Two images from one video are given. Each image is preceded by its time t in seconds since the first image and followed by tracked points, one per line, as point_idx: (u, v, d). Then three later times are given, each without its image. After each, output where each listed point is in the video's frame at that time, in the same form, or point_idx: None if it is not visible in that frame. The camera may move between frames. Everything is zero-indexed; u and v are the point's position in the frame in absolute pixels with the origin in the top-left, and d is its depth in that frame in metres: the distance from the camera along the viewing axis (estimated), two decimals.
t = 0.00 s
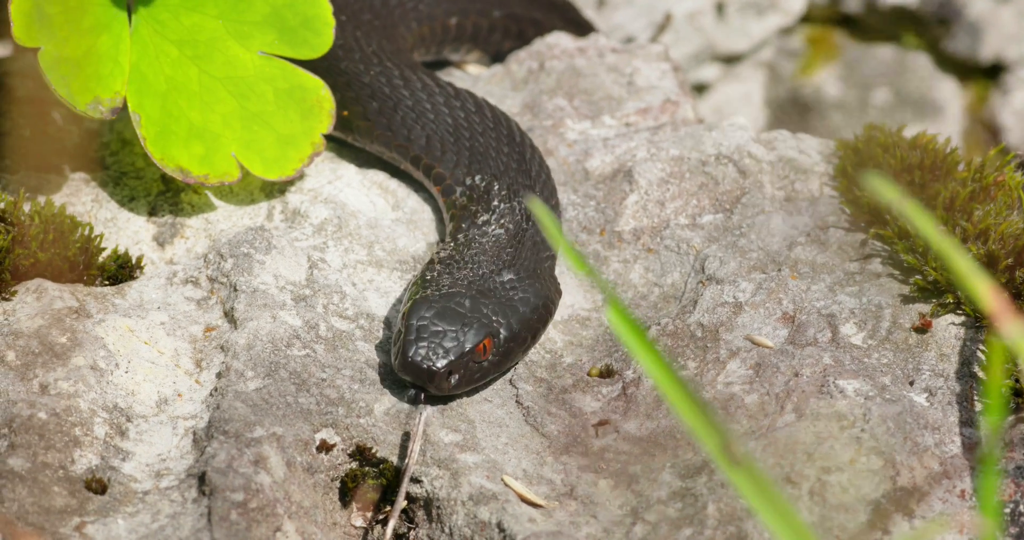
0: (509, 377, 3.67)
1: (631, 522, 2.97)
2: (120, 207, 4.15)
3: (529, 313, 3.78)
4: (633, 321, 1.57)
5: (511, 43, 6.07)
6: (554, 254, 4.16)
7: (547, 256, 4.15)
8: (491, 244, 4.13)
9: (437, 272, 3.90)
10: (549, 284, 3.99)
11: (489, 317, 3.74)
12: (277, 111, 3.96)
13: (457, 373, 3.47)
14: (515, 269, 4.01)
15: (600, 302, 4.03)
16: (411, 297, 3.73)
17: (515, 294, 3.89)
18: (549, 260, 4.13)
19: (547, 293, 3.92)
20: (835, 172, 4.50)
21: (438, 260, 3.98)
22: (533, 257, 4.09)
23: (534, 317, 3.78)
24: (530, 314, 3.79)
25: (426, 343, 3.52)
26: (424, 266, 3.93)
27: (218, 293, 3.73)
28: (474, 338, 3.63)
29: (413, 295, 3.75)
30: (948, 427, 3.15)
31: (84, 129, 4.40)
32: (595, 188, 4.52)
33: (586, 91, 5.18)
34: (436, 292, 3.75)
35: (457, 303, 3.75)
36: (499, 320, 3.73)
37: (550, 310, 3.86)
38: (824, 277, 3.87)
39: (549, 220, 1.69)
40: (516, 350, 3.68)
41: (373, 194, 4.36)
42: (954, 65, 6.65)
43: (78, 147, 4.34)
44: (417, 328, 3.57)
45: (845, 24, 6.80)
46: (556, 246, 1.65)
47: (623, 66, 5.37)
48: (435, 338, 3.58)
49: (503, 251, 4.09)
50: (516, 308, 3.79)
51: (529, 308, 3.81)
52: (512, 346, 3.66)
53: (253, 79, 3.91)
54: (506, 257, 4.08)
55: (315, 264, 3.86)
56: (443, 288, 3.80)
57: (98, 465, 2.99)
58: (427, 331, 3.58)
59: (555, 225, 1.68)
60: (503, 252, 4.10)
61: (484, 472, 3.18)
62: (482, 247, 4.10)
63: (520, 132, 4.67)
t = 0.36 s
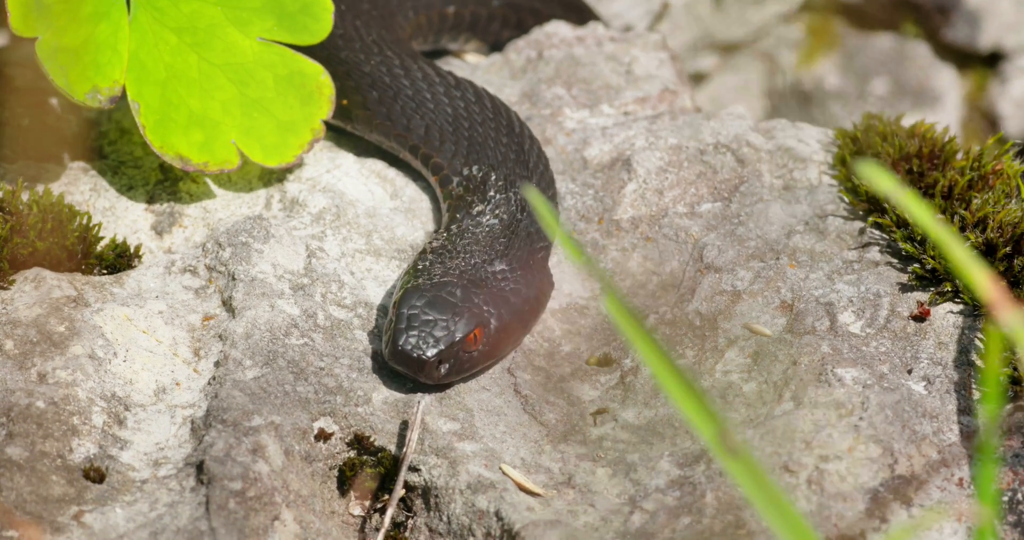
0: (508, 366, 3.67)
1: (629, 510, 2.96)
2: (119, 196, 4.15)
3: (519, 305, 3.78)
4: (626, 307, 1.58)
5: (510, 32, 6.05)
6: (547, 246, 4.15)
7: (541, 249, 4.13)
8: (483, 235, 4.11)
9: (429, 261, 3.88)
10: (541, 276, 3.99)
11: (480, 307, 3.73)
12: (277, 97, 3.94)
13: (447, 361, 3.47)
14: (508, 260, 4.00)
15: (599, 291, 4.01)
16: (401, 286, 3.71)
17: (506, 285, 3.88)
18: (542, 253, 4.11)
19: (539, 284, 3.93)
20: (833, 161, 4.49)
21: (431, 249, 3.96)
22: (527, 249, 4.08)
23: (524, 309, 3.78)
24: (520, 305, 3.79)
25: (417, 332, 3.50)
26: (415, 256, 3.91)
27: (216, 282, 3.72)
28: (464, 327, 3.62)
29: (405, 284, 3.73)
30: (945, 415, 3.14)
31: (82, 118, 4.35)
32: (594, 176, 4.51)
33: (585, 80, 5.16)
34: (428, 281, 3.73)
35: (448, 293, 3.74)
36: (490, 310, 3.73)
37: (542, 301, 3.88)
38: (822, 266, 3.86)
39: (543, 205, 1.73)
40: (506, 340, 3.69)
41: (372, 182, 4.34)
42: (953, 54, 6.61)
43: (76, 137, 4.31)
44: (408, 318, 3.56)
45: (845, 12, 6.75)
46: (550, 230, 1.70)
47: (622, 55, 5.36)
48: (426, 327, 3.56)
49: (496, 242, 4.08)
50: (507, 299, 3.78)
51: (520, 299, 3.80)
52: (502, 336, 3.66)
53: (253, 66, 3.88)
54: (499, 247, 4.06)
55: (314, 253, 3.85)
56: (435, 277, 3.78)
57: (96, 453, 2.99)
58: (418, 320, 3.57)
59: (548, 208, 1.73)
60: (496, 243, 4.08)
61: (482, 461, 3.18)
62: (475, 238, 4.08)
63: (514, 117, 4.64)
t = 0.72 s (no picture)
0: (504, 357, 3.65)
1: (627, 502, 2.97)
2: (116, 188, 4.14)
3: (493, 313, 3.64)
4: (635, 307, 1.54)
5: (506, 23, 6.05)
6: (531, 261, 3.95)
7: (526, 263, 3.94)
8: (464, 244, 3.97)
9: (405, 267, 3.76)
10: (519, 287, 3.83)
11: (453, 313, 3.58)
12: (272, 92, 3.92)
13: (417, 367, 3.35)
14: (486, 268, 3.84)
15: (595, 284, 4.01)
16: (373, 291, 3.58)
17: (482, 293, 3.72)
18: (526, 268, 3.92)
19: (514, 295, 3.77)
20: (831, 153, 4.49)
21: (409, 255, 3.85)
22: (507, 257, 3.91)
23: (499, 317, 3.65)
24: (494, 313, 3.65)
25: (388, 335, 3.38)
26: (392, 261, 3.80)
27: (213, 274, 3.72)
28: (436, 332, 3.48)
29: (377, 288, 3.60)
30: (942, 407, 3.15)
31: (79, 110, 4.35)
32: (590, 168, 4.52)
33: (582, 72, 5.16)
34: (401, 286, 3.61)
35: (420, 297, 3.59)
36: (462, 316, 3.58)
37: (517, 313, 3.74)
38: (819, 257, 3.86)
39: (551, 201, 1.68)
40: (477, 349, 3.54)
41: (369, 174, 4.33)
42: (948, 46, 6.63)
43: (73, 129, 4.31)
44: (379, 321, 3.42)
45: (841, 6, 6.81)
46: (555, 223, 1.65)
47: (618, 47, 5.35)
48: (398, 330, 3.42)
49: (476, 250, 3.93)
50: (481, 306, 3.64)
51: (494, 307, 3.66)
52: (475, 343, 3.53)
53: (248, 60, 3.86)
54: (478, 256, 3.91)
55: (311, 245, 3.84)
56: (409, 282, 3.65)
57: (93, 446, 2.98)
58: (390, 324, 3.43)
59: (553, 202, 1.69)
60: (477, 251, 3.93)
61: (479, 453, 3.18)
62: (455, 245, 3.95)
63: (532, 127, 4.58)
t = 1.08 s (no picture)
0: (507, 349, 3.64)
1: (630, 495, 2.96)
2: (119, 180, 4.13)
3: (484, 301, 3.63)
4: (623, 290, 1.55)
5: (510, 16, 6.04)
6: (527, 255, 3.90)
7: (522, 255, 3.89)
8: (459, 233, 3.93)
9: (398, 254, 3.74)
10: (512, 276, 3.80)
11: (444, 300, 3.56)
12: (276, 82, 3.92)
13: (407, 351, 3.35)
14: (479, 257, 3.81)
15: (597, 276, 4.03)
16: (364, 277, 3.57)
17: (474, 281, 3.70)
18: (522, 259, 3.88)
19: (506, 284, 3.75)
20: (833, 145, 4.48)
21: (403, 242, 3.83)
22: (501, 248, 3.88)
23: (490, 305, 3.63)
24: (485, 301, 3.63)
25: (379, 320, 3.37)
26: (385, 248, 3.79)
27: (216, 267, 3.71)
28: (426, 317, 3.46)
29: (368, 274, 3.58)
30: (945, 400, 3.15)
31: (82, 103, 4.36)
32: (594, 161, 4.53)
33: (585, 64, 5.15)
34: (393, 272, 3.59)
35: (412, 283, 3.56)
36: (453, 303, 3.56)
37: (508, 302, 3.72)
38: (822, 250, 3.86)
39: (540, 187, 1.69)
40: (467, 335, 3.53)
41: (372, 167, 4.34)
42: (952, 39, 6.62)
43: (77, 121, 4.31)
44: (369, 305, 3.40)
45: None
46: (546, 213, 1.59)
47: (622, 39, 5.35)
48: (388, 315, 3.41)
49: (471, 239, 3.90)
50: (472, 294, 3.62)
51: (485, 296, 3.65)
52: (465, 330, 3.51)
53: (253, 51, 3.87)
54: (472, 245, 3.87)
55: (314, 238, 3.84)
56: (400, 268, 3.63)
57: (96, 438, 2.98)
58: (380, 309, 3.41)
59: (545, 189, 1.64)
60: (471, 241, 3.90)
61: (482, 445, 3.18)
62: (450, 234, 3.92)
63: (550, 127, 4.53)
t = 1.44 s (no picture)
0: (507, 349, 3.64)
1: (629, 494, 2.96)
2: (118, 179, 4.13)
3: (480, 296, 3.62)
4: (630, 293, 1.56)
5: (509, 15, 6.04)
6: (524, 252, 3.89)
7: (520, 250, 3.89)
8: (457, 230, 3.94)
9: (394, 249, 3.75)
10: (509, 271, 3.80)
11: (440, 295, 3.58)
12: (274, 77, 3.91)
13: (402, 346, 3.35)
14: (476, 253, 3.82)
15: (597, 276, 4.04)
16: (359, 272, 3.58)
17: (470, 277, 3.71)
18: (520, 255, 3.88)
19: (503, 280, 3.75)
20: (832, 145, 4.49)
21: (399, 238, 3.84)
22: (498, 244, 3.89)
23: (486, 301, 3.63)
24: (481, 296, 3.63)
25: (374, 315, 3.38)
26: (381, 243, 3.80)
27: (216, 266, 3.71)
28: (422, 312, 3.48)
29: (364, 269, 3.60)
30: (944, 399, 3.15)
31: (81, 102, 4.36)
32: (593, 160, 4.54)
33: (584, 64, 5.16)
34: (389, 267, 3.60)
35: (407, 278, 3.58)
36: (449, 298, 3.57)
37: (505, 298, 3.72)
38: (822, 249, 3.85)
39: (546, 189, 1.70)
40: (463, 330, 3.53)
41: (371, 166, 4.34)
42: (952, 38, 6.60)
43: (76, 120, 4.30)
44: (364, 300, 3.42)
45: None
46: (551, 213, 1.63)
47: (621, 39, 5.36)
48: (383, 310, 3.43)
49: (468, 235, 3.91)
50: (467, 290, 3.63)
51: (481, 291, 3.65)
52: (461, 326, 3.52)
53: (251, 47, 3.87)
54: (469, 241, 3.89)
55: (313, 237, 3.83)
56: (396, 263, 3.64)
57: (96, 437, 2.98)
58: (375, 304, 3.44)
59: (548, 188, 1.69)
60: (468, 237, 3.91)
61: (481, 444, 3.18)
62: (447, 230, 3.93)
63: (554, 126, 4.53)
